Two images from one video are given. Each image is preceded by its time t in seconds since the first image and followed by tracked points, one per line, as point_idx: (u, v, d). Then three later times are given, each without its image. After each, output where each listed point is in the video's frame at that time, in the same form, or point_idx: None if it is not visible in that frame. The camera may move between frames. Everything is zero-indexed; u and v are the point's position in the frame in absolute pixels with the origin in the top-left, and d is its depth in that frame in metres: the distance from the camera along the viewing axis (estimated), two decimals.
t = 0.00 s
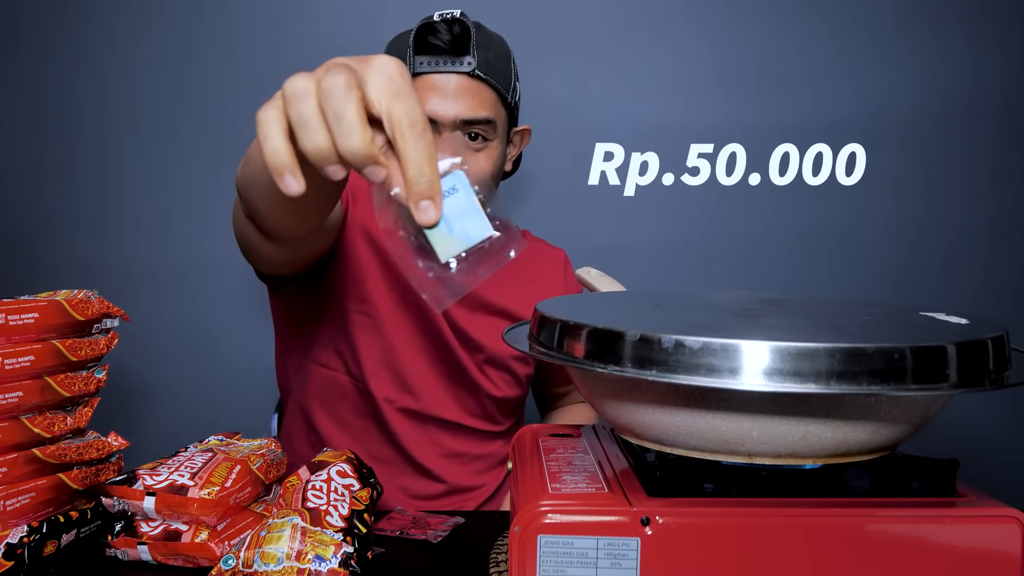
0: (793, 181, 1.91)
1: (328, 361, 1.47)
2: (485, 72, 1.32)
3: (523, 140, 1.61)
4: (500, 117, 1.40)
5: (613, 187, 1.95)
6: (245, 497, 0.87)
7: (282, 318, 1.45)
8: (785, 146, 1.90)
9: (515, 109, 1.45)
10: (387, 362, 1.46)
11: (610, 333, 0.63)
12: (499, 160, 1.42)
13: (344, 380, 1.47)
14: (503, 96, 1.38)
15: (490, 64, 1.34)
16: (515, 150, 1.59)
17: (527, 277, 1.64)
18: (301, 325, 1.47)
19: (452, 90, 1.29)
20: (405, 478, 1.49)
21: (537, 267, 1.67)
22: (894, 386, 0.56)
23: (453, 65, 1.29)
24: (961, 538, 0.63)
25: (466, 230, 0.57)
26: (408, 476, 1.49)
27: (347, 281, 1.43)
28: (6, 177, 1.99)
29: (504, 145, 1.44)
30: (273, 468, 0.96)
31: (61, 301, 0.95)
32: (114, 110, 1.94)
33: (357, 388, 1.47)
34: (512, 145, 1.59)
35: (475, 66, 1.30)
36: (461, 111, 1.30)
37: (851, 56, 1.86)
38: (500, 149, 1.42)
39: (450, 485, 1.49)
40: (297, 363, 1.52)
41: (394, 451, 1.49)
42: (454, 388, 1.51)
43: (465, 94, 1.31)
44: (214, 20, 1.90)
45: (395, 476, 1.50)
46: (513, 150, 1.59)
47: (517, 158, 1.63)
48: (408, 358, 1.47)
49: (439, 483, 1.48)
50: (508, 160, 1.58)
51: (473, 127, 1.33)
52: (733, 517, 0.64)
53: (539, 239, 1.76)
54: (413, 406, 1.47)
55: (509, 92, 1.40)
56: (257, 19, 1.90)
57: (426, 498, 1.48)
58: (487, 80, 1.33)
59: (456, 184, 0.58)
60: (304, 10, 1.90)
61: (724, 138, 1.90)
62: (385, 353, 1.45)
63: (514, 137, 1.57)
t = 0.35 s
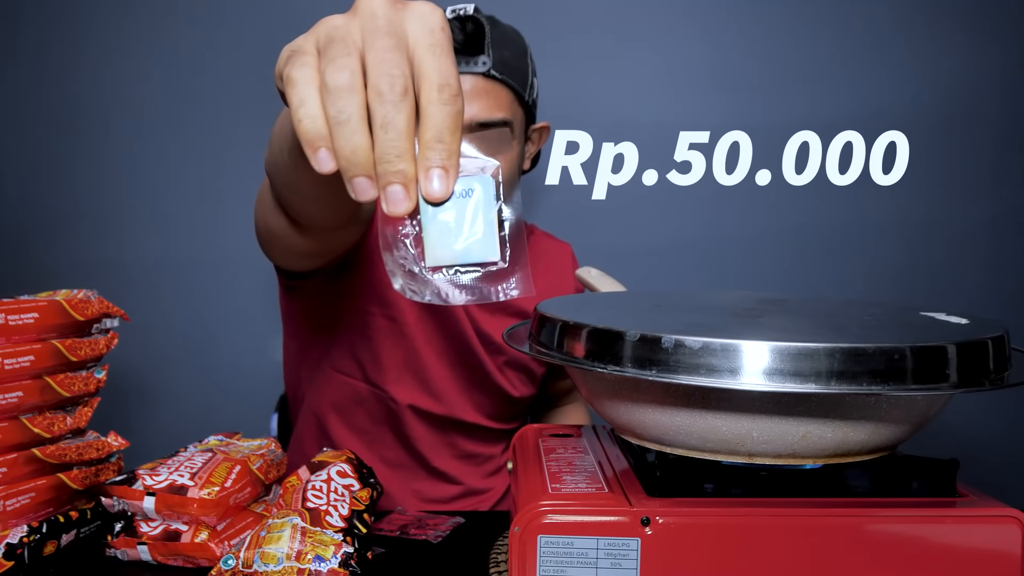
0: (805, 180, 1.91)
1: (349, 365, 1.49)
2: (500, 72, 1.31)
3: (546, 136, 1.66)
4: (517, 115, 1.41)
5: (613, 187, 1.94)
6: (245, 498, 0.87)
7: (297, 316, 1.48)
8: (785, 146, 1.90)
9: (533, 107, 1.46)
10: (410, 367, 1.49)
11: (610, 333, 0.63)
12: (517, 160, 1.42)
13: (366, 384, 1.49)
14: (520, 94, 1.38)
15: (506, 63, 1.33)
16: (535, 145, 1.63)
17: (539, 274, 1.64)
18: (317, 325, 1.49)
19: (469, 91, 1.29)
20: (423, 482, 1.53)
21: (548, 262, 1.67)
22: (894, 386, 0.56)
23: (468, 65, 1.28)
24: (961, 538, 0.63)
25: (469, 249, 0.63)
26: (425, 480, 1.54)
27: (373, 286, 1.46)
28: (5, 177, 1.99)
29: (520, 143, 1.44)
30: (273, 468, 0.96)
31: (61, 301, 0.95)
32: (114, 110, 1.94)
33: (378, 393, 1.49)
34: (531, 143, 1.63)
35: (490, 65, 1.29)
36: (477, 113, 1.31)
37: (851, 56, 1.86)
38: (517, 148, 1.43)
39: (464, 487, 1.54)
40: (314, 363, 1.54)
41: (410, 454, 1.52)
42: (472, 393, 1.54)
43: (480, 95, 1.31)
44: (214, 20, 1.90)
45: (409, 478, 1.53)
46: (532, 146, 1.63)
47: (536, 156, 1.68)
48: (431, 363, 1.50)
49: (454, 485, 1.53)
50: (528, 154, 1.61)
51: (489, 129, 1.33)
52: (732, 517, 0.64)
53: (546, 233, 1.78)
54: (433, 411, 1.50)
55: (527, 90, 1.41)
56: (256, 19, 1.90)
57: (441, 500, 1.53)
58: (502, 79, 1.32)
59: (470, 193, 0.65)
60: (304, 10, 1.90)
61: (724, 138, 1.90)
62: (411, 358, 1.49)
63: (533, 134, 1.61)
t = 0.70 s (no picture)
0: (795, 182, 1.92)
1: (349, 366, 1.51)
2: (497, 81, 1.36)
3: (547, 133, 1.77)
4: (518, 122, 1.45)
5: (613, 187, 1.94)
6: (245, 498, 0.87)
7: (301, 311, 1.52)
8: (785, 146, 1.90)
9: (534, 110, 1.49)
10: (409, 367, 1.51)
11: (610, 333, 0.63)
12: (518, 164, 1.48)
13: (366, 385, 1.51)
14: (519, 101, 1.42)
15: (504, 71, 1.37)
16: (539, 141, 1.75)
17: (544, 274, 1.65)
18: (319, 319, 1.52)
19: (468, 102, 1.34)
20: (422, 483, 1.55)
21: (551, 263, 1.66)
22: (894, 386, 0.56)
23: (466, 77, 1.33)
24: (961, 539, 0.63)
25: (474, 259, 0.66)
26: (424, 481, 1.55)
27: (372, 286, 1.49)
28: (5, 176, 1.99)
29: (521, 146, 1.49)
30: (273, 468, 0.96)
31: (61, 301, 0.95)
32: (114, 110, 1.94)
33: (379, 394, 1.50)
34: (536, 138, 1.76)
35: (487, 76, 1.34)
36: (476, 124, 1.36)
37: (851, 56, 1.86)
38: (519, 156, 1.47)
39: (466, 488, 1.54)
40: (315, 364, 1.56)
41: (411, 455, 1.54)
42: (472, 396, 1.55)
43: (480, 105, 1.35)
44: (215, 19, 1.90)
45: (411, 479, 1.55)
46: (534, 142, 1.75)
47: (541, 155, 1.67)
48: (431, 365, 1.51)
49: (455, 486, 1.54)
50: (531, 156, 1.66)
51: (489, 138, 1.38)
52: (732, 517, 0.64)
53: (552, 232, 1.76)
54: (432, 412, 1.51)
55: (527, 96, 1.44)
56: (257, 19, 1.90)
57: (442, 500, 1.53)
58: (501, 88, 1.37)
59: (491, 199, 0.67)
60: (304, 10, 1.90)
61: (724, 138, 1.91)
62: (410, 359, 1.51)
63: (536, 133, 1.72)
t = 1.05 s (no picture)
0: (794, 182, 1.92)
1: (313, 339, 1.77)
2: (456, 96, 1.44)
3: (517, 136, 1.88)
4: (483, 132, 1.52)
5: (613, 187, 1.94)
6: (245, 498, 0.87)
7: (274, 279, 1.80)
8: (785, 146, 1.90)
9: (500, 117, 1.55)
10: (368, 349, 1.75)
11: (610, 332, 0.63)
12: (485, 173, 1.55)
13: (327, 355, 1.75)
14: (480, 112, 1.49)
15: (462, 85, 1.45)
16: (507, 144, 1.85)
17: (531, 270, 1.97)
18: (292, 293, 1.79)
19: (429, 117, 1.43)
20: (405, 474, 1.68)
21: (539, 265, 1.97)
22: (894, 386, 0.56)
23: (425, 93, 1.42)
24: (961, 539, 0.63)
25: (355, 220, 0.88)
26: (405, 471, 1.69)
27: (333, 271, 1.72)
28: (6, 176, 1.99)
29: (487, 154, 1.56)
30: (273, 468, 0.96)
31: (60, 301, 0.95)
32: (115, 110, 1.94)
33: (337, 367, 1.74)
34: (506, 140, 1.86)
35: (446, 91, 1.43)
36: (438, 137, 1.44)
37: (850, 55, 1.86)
38: (485, 164, 1.55)
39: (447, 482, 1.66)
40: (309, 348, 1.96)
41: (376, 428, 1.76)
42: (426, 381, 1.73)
43: (440, 118, 1.44)
44: (215, 20, 1.90)
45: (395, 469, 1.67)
46: (503, 145, 1.84)
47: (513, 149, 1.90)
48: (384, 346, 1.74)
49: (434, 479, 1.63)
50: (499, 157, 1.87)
51: (450, 150, 1.46)
52: (733, 518, 0.64)
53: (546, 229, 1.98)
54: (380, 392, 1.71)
55: (489, 105, 1.51)
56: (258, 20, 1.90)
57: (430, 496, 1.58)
58: (460, 102, 1.45)
59: (370, 177, 0.88)
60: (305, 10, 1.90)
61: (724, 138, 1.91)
62: (381, 335, 1.90)
63: (504, 136, 1.82)
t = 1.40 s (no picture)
0: (794, 181, 1.92)
1: (286, 341, 1.66)
2: (414, 73, 1.45)
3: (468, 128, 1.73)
4: (438, 112, 1.52)
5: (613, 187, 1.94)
6: (245, 498, 0.87)
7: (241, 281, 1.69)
8: (784, 146, 1.91)
9: (450, 102, 1.57)
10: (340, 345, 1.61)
11: (609, 333, 0.63)
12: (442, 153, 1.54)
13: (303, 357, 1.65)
14: (437, 92, 1.50)
15: (419, 63, 1.46)
16: (457, 138, 1.72)
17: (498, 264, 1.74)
18: (260, 294, 1.68)
19: (387, 93, 1.42)
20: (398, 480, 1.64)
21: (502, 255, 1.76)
22: (894, 386, 0.56)
23: (382, 69, 1.42)
24: (962, 539, 0.63)
25: (382, 220, 0.85)
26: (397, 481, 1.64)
27: (297, 266, 1.62)
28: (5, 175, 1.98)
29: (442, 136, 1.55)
30: (273, 468, 0.96)
31: (61, 301, 0.95)
32: (115, 109, 1.94)
33: (314, 367, 1.64)
34: (456, 134, 1.72)
35: (404, 67, 1.42)
36: (396, 113, 1.43)
37: (850, 56, 1.86)
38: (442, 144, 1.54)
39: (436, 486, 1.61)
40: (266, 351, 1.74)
41: (359, 430, 1.65)
42: (403, 380, 1.64)
43: (398, 95, 1.43)
44: (216, 21, 1.90)
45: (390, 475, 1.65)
46: (454, 140, 1.71)
47: (462, 149, 1.77)
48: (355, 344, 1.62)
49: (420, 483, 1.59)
50: (452, 151, 1.74)
51: (409, 126, 1.45)
52: (734, 517, 0.64)
53: (507, 221, 1.90)
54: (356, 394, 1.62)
55: (443, 88, 1.53)
56: (258, 20, 1.91)
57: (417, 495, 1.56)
58: (418, 79, 1.45)
59: (389, 184, 0.86)
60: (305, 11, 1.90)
61: (724, 139, 1.91)
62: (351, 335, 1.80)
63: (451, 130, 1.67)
